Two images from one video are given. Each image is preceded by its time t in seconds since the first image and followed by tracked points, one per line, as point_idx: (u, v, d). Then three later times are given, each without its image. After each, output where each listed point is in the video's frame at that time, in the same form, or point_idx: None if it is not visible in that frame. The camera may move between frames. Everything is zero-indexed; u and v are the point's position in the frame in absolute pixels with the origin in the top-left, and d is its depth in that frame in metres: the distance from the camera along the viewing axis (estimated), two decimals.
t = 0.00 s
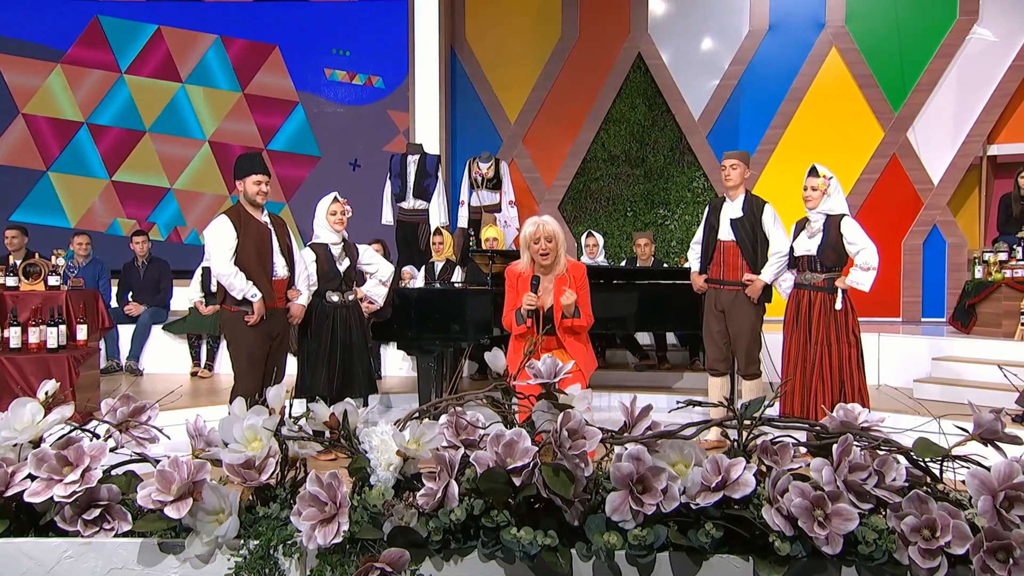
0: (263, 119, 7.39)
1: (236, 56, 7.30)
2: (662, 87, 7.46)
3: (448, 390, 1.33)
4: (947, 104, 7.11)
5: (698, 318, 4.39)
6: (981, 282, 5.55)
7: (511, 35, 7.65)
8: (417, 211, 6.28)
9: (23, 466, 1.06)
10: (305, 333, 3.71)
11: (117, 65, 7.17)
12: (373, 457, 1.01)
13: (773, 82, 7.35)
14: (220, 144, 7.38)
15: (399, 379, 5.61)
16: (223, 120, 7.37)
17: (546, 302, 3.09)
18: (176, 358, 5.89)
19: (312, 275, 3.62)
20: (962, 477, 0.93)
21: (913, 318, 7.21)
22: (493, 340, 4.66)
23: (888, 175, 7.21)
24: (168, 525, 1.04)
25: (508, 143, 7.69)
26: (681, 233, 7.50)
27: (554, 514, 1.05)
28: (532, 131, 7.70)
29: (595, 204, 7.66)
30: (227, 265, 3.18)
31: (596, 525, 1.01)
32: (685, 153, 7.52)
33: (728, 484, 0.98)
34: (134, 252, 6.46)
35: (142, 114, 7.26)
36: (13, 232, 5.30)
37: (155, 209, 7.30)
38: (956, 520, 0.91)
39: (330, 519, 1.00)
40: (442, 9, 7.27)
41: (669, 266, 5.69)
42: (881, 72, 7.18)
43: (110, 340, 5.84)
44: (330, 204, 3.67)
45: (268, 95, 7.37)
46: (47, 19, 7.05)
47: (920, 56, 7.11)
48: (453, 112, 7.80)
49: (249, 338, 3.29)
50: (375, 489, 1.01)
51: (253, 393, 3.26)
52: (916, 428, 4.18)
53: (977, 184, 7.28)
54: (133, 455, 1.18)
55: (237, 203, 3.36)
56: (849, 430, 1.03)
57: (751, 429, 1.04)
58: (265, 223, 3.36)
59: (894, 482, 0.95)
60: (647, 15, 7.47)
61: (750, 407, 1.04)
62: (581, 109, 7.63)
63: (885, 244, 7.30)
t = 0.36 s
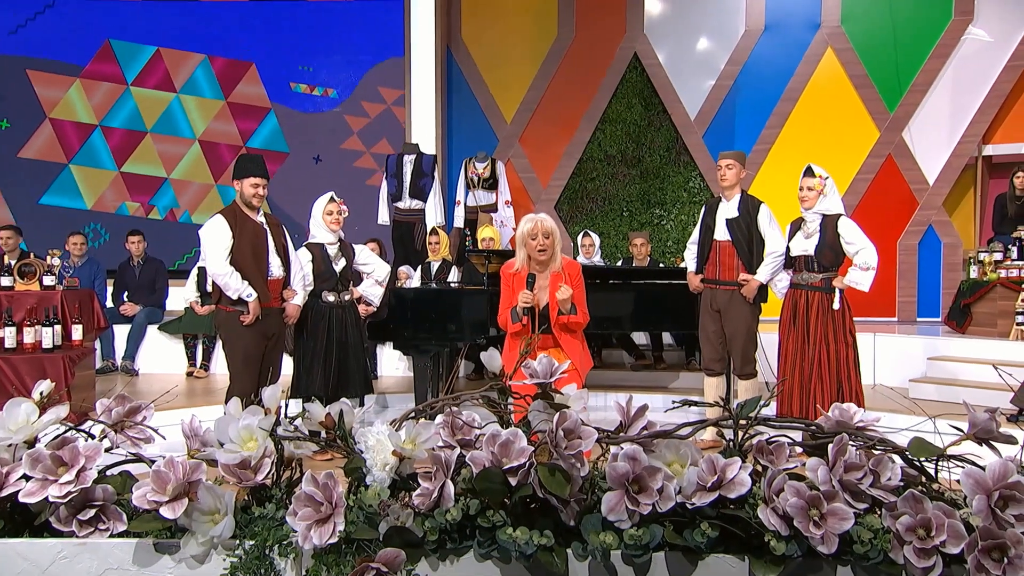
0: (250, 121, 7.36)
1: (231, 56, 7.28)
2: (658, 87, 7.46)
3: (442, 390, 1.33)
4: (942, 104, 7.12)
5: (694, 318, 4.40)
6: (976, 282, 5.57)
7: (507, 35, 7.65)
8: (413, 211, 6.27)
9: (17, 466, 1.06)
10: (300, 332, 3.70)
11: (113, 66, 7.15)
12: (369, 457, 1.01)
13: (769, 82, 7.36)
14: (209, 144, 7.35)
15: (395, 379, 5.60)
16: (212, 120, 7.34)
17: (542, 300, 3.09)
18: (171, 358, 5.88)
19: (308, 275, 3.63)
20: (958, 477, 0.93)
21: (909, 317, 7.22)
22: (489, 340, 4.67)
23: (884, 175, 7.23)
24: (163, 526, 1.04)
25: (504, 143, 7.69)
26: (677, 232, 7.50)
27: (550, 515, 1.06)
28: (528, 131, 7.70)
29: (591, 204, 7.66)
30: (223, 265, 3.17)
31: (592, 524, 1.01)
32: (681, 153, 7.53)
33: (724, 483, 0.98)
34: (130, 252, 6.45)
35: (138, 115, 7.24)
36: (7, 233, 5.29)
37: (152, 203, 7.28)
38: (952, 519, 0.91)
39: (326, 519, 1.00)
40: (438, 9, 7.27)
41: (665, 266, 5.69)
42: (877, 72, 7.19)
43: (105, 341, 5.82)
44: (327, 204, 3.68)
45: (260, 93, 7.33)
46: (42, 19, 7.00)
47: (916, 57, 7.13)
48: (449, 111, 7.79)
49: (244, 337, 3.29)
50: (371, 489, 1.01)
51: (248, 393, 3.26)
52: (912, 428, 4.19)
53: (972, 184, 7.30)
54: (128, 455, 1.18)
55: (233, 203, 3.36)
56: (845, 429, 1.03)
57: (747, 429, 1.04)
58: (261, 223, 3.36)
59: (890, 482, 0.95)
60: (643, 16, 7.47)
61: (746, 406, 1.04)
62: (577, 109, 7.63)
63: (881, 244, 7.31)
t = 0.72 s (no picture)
0: (243, 121, 7.32)
1: (227, 57, 7.26)
2: (654, 87, 7.46)
3: (439, 390, 1.33)
4: (939, 104, 7.14)
5: (690, 318, 4.40)
6: (972, 282, 5.58)
7: (504, 35, 7.65)
8: (409, 211, 6.27)
9: (13, 467, 1.06)
10: (297, 332, 3.69)
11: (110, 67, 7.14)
12: (365, 456, 1.01)
13: (766, 82, 7.37)
14: (204, 143, 7.33)
15: (392, 379, 5.60)
16: (206, 119, 7.32)
17: (538, 294, 3.09)
18: (168, 358, 5.87)
19: (304, 275, 3.61)
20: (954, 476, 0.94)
21: (905, 317, 7.23)
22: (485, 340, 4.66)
23: (881, 175, 7.24)
24: (160, 526, 1.04)
25: (501, 143, 7.68)
26: (674, 232, 7.51)
27: (547, 514, 1.05)
28: (525, 131, 7.70)
29: (588, 204, 7.66)
30: (219, 265, 3.17)
31: (589, 524, 1.00)
32: (678, 153, 7.53)
33: (720, 483, 0.98)
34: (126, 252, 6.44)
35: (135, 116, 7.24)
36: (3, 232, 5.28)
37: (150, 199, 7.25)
38: (948, 519, 0.91)
39: (323, 519, 1.00)
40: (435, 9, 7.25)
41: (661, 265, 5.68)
42: (873, 72, 7.20)
43: (101, 341, 5.81)
44: (323, 203, 3.66)
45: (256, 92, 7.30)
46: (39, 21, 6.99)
47: (912, 57, 7.14)
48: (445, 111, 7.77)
49: (240, 337, 3.29)
50: (368, 489, 1.01)
51: (245, 392, 3.26)
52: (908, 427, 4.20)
53: (969, 184, 7.32)
54: (124, 455, 1.17)
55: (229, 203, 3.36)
56: (841, 429, 1.03)
57: (743, 429, 1.04)
58: (258, 224, 3.36)
59: (886, 481, 0.95)
60: (640, 15, 7.48)
61: (742, 406, 1.04)
62: (574, 109, 7.64)
63: (877, 244, 7.32)
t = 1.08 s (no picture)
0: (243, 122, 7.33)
1: (228, 61, 7.26)
2: (654, 87, 7.46)
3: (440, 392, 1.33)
4: (938, 105, 7.15)
5: (690, 319, 4.40)
6: (972, 282, 5.58)
7: (504, 35, 7.65)
8: (410, 212, 6.27)
9: (14, 468, 1.05)
10: (297, 332, 3.69)
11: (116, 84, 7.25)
12: (367, 458, 1.02)
13: (766, 82, 7.37)
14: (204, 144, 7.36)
15: (392, 380, 5.60)
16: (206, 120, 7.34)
17: (539, 290, 3.10)
18: (167, 359, 5.88)
19: (303, 276, 3.61)
20: (956, 477, 0.93)
21: (905, 318, 7.23)
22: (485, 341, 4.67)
23: (881, 176, 7.24)
24: (160, 528, 1.04)
25: (501, 143, 7.68)
26: (673, 233, 7.51)
27: (549, 515, 1.05)
28: (525, 132, 7.70)
29: (588, 204, 7.66)
30: (219, 266, 3.17)
31: (590, 526, 1.01)
32: (678, 154, 7.53)
33: (722, 484, 0.98)
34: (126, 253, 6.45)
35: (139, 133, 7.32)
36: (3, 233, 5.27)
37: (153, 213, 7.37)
38: (950, 520, 0.91)
39: (324, 521, 1.00)
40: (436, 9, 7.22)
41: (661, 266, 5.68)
42: (873, 73, 7.21)
43: (101, 342, 5.82)
44: (323, 204, 3.66)
45: (257, 93, 7.29)
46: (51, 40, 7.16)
47: (912, 57, 7.15)
48: (445, 113, 7.76)
49: (240, 338, 3.29)
50: (369, 490, 1.01)
51: (245, 393, 3.26)
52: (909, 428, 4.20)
53: (968, 185, 7.32)
54: (125, 456, 1.17)
55: (229, 204, 3.36)
56: (842, 430, 1.03)
57: (744, 430, 1.04)
58: (257, 225, 3.37)
59: (887, 482, 0.95)
60: (640, 16, 7.48)
61: (744, 407, 1.04)
62: (574, 110, 7.64)
63: (877, 245, 7.32)
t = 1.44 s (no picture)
0: (241, 124, 7.31)
1: (227, 62, 7.28)
2: (654, 87, 7.46)
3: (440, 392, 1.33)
4: (938, 106, 7.15)
5: (690, 319, 4.40)
6: (972, 283, 5.58)
7: (504, 36, 7.64)
8: (410, 212, 6.27)
9: (17, 467, 1.05)
10: (297, 332, 3.69)
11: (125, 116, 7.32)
12: (370, 458, 1.02)
13: (766, 82, 7.36)
14: (201, 146, 7.31)
15: (392, 380, 5.60)
16: (204, 122, 7.33)
17: (541, 283, 3.10)
18: (167, 359, 5.87)
19: (303, 276, 3.61)
20: (960, 478, 0.93)
21: (905, 318, 7.23)
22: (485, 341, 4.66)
23: (880, 176, 7.23)
24: (163, 528, 1.04)
25: (501, 144, 7.67)
26: (673, 233, 7.52)
27: (551, 515, 1.05)
28: (525, 132, 7.70)
29: (588, 204, 7.65)
30: (217, 266, 3.17)
31: (593, 526, 1.01)
32: (678, 154, 7.53)
33: (725, 484, 0.98)
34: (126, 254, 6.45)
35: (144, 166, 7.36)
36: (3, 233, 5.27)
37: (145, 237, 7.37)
38: (953, 520, 0.91)
39: (327, 521, 1.00)
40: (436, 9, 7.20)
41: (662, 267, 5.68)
42: (873, 73, 7.21)
43: (101, 342, 5.81)
44: (323, 205, 3.66)
45: (256, 95, 7.29)
46: (64, 64, 7.25)
47: (911, 57, 7.15)
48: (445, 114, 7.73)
49: (239, 338, 3.29)
50: (372, 490, 1.01)
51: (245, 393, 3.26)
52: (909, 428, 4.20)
53: (968, 185, 7.33)
54: (127, 456, 1.17)
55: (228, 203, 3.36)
56: (845, 430, 1.03)
57: (746, 430, 1.04)
58: (256, 225, 3.37)
59: (891, 482, 0.95)
60: (640, 16, 7.48)
61: (748, 407, 1.04)
62: (574, 111, 7.64)
63: (877, 245, 7.31)
